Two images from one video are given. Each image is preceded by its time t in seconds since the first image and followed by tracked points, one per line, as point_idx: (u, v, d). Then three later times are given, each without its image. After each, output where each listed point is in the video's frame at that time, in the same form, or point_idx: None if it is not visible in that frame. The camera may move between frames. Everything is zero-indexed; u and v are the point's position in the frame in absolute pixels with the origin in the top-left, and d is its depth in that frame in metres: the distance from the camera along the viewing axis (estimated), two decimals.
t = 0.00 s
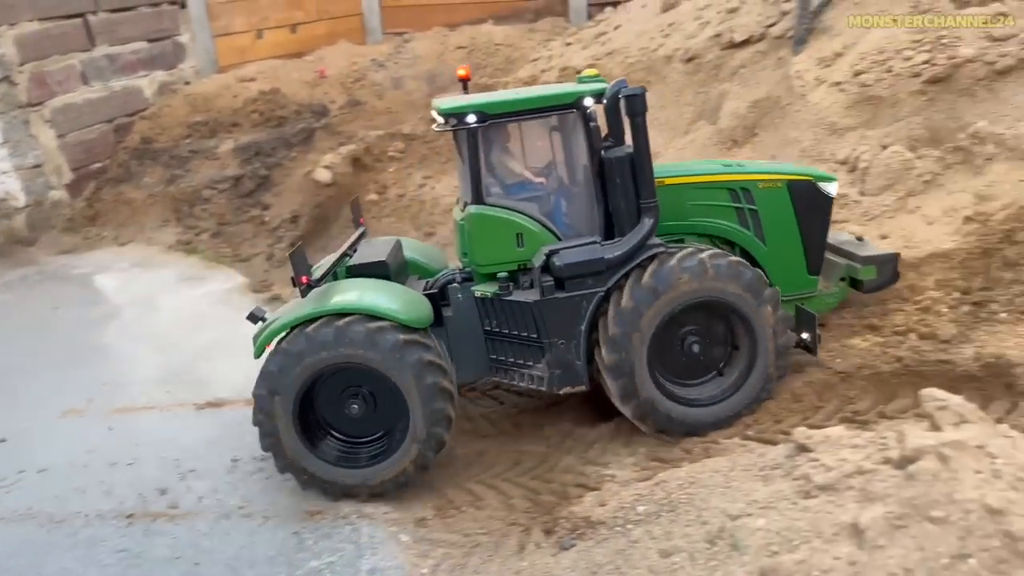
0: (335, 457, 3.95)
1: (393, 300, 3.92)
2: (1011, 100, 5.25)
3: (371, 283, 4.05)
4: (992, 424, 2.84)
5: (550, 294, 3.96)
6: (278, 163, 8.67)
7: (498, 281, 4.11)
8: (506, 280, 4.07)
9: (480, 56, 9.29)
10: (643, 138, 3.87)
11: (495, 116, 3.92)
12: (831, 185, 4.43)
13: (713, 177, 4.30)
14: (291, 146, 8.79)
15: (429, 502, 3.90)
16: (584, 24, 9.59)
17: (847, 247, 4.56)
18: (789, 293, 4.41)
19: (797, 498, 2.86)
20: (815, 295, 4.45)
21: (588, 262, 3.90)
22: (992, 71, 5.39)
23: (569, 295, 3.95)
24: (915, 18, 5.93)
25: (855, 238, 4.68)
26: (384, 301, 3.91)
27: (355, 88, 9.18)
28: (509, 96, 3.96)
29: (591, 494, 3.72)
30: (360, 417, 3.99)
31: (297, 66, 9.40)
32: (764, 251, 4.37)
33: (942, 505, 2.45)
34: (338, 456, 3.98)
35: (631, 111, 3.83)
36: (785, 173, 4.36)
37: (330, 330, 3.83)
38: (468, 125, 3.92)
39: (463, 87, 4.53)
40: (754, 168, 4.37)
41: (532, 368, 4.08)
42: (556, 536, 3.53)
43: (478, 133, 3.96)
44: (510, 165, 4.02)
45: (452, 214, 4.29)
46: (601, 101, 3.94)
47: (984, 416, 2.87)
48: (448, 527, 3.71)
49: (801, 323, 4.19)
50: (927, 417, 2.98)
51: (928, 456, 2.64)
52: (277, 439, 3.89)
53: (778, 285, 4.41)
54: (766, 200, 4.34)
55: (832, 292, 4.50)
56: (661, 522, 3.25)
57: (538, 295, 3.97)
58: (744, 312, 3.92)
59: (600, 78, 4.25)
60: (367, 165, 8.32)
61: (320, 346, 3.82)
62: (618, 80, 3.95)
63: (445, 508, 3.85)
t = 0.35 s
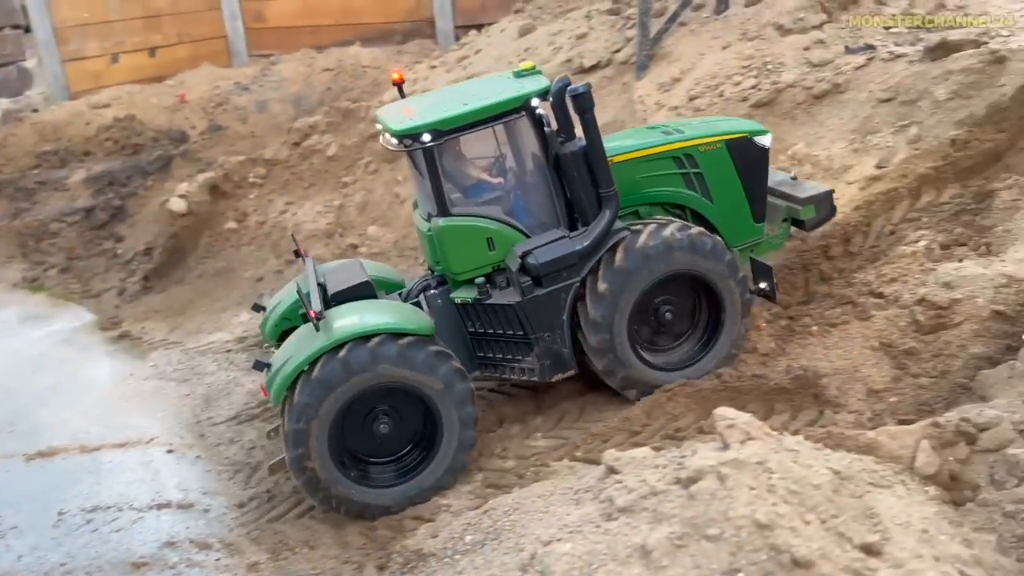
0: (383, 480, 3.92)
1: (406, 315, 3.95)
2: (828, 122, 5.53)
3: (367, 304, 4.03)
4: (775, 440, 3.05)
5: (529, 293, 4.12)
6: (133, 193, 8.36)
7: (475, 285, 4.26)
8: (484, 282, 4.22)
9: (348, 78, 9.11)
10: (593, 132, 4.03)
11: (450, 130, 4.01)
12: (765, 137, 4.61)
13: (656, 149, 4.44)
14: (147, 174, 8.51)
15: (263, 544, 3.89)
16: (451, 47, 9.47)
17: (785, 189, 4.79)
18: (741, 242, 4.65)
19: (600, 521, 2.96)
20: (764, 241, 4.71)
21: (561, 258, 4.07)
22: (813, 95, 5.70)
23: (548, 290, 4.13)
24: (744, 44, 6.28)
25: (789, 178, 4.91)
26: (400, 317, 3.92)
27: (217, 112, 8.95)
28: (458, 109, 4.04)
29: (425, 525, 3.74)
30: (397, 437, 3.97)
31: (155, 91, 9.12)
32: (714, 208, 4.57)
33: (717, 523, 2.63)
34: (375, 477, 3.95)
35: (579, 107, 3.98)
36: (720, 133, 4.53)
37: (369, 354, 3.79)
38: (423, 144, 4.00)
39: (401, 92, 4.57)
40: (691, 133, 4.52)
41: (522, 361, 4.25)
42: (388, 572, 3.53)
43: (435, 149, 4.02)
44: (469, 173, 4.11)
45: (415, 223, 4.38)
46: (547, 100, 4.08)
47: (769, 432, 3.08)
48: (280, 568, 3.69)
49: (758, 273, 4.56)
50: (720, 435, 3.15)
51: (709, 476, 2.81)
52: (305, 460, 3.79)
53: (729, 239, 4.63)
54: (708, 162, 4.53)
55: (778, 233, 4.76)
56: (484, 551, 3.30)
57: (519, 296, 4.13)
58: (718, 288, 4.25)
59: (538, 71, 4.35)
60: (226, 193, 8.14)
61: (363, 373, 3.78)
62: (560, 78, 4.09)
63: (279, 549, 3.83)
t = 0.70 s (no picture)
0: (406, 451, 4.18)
1: (411, 296, 4.13)
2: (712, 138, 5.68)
3: (368, 291, 4.18)
4: (642, 463, 3.13)
5: (512, 299, 4.25)
6: (18, 223, 8.00)
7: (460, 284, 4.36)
8: (469, 284, 4.32)
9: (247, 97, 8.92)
10: (578, 147, 4.03)
11: (434, 145, 4.02)
12: (757, 133, 4.62)
13: (644, 146, 4.46)
14: (34, 204, 8.16)
15: None
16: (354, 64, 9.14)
17: (775, 178, 4.88)
18: (724, 234, 4.72)
19: (474, 554, 2.93)
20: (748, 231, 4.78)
21: (544, 270, 4.16)
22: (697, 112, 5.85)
23: (531, 295, 4.24)
24: (630, 63, 6.42)
25: (780, 163, 5.00)
26: (406, 298, 4.10)
27: (110, 135, 8.62)
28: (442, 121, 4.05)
29: (309, 565, 3.67)
30: (414, 410, 4.22)
31: (43, 115, 8.75)
32: (700, 203, 4.63)
33: (579, 553, 2.68)
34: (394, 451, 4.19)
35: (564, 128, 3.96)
36: (711, 130, 4.54)
37: (386, 335, 3.98)
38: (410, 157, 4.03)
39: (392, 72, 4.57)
40: (681, 130, 4.53)
41: (504, 357, 4.40)
42: None
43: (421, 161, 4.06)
44: (455, 179, 4.16)
45: (406, 216, 4.43)
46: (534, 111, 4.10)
47: (636, 455, 3.15)
48: None
49: (738, 273, 4.68)
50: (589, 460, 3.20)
51: (572, 505, 2.84)
52: (329, 436, 3.96)
53: (714, 230, 4.71)
54: (696, 159, 4.55)
55: (761, 222, 4.84)
56: None
57: (502, 302, 4.26)
58: (696, 301, 4.37)
59: (529, 65, 4.29)
60: (119, 221, 7.86)
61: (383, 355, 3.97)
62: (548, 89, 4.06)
63: None
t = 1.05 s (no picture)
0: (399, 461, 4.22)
1: (407, 311, 4.12)
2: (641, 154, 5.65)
3: (367, 300, 4.19)
4: (561, 499, 3.09)
5: (495, 319, 4.19)
6: None
7: (451, 294, 4.32)
8: (457, 297, 4.28)
9: (175, 114, 8.53)
10: (567, 178, 3.87)
11: (425, 163, 3.92)
12: (787, 163, 4.28)
13: (656, 168, 4.26)
14: None
15: None
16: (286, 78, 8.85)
17: (810, 206, 4.54)
18: (740, 261, 4.48)
19: None
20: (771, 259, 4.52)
21: (524, 298, 4.08)
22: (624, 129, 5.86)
23: (514, 318, 4.17)
24: (557, 80, 6.39)
25: (822, 189, 4.63)
26: (401, 313, 4.09)
27: (29, 157, 8.31)
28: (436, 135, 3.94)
29: None
30: (411, 421, 4.26)
31: None
32: (716, 229, 4.39)
33: None
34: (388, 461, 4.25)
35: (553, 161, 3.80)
36: (736, 158, 4.25)
37: (381, 351, 4.00)
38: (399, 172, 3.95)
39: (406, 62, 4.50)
40: (701, 154, 4.28)
41: (489, 370, 4.40)
42: None
43: (411, 178, 3.97)
44: (448, 193, 4.08)
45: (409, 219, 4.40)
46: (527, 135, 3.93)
47: (555, 492, 3.11)
48: None
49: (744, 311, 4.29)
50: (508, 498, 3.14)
51: (486, 551, 2.78)
52: (321, 445, 4.03)
53: (731, 257, 4.48)
54: (714, 185, 4.30)
55: (789, 250, 4.55)
56: None
57: (484, 321, 4.21)
58: (693, 342, 4.19)
59: (536, 77, 4.14)
60: (38, 247, 7.58)
61: (377, 372, 4.00)
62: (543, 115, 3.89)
63: None
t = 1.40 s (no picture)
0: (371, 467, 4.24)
1: (399, 325, 4.04)
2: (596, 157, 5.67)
3: (367, 305, 4.15)
4: (510, 506, 3.10)
5: (507, 335, 4.14)
6: None
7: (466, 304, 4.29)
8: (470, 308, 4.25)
9: (125, 119, 8.33)
10: (583, 199, 3.73)
11: (436, 174, 3.81)
12: (828, 177, 4.10)
13: (686, 180, 4.16)
14: None
15: None
16: (239, 82, 8.70)
17: (853, 216, 4.38)
18: (775, 276, 4.34)
19: None
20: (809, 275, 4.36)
21: (537, 317, 4.01)
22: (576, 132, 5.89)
23: (527, 335, 4.12)
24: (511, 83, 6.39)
25: (869, 201, 4.44)
26: (391, 326, 4.03)
27: None
28: (450, 145, 3.82)
29: None
30: (392, 430, 4.25)
31: None
32: (750, 243, 4.26)
33: None
34: (365, 467, 4.26)
35: (568, 179, 3.65)
36: (773, 172, 4.10)
37: (361, 365, 3.97)
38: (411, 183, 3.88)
39: (427, 56, 4.47)
40: (735, 166, 4.15)
41: (503, 382, 4.40)
42: None
43: (422, 188, 3.87)
44: (463, 203, 4.00)
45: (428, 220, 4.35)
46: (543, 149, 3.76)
47: (505, 499, 3.12)
48: None
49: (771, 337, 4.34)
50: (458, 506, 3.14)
51: (433, 561, 2.77)
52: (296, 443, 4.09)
53: (766, 271, 4.34)
54: (747, 199, 4.16)
55: (831, 266, 4.38)
56: None
57: (497, 337, 4.16)
58: (717, 363, 4.06)
59: (558, 81, 4.01)
60: None
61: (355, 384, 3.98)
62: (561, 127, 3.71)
63: None
